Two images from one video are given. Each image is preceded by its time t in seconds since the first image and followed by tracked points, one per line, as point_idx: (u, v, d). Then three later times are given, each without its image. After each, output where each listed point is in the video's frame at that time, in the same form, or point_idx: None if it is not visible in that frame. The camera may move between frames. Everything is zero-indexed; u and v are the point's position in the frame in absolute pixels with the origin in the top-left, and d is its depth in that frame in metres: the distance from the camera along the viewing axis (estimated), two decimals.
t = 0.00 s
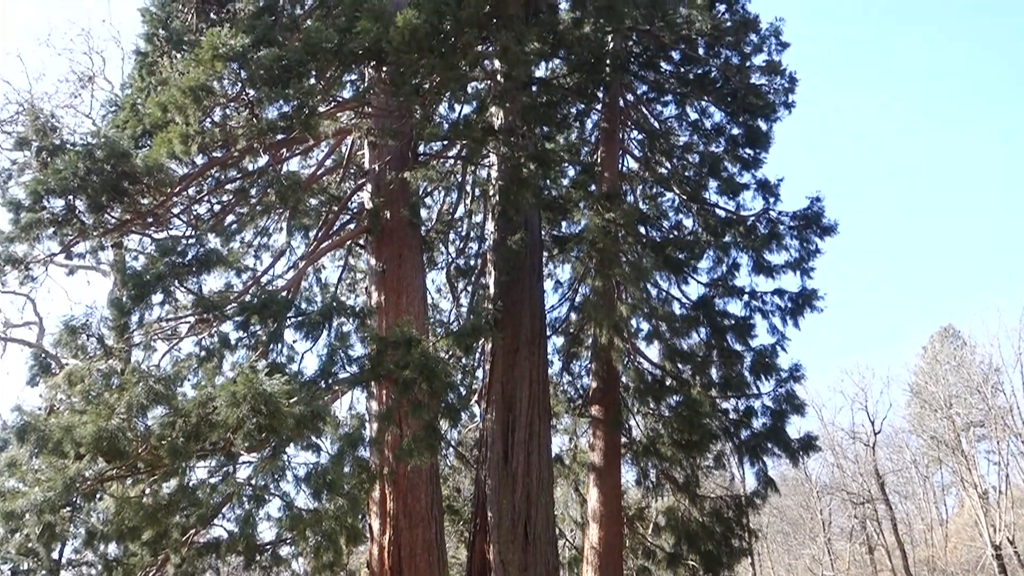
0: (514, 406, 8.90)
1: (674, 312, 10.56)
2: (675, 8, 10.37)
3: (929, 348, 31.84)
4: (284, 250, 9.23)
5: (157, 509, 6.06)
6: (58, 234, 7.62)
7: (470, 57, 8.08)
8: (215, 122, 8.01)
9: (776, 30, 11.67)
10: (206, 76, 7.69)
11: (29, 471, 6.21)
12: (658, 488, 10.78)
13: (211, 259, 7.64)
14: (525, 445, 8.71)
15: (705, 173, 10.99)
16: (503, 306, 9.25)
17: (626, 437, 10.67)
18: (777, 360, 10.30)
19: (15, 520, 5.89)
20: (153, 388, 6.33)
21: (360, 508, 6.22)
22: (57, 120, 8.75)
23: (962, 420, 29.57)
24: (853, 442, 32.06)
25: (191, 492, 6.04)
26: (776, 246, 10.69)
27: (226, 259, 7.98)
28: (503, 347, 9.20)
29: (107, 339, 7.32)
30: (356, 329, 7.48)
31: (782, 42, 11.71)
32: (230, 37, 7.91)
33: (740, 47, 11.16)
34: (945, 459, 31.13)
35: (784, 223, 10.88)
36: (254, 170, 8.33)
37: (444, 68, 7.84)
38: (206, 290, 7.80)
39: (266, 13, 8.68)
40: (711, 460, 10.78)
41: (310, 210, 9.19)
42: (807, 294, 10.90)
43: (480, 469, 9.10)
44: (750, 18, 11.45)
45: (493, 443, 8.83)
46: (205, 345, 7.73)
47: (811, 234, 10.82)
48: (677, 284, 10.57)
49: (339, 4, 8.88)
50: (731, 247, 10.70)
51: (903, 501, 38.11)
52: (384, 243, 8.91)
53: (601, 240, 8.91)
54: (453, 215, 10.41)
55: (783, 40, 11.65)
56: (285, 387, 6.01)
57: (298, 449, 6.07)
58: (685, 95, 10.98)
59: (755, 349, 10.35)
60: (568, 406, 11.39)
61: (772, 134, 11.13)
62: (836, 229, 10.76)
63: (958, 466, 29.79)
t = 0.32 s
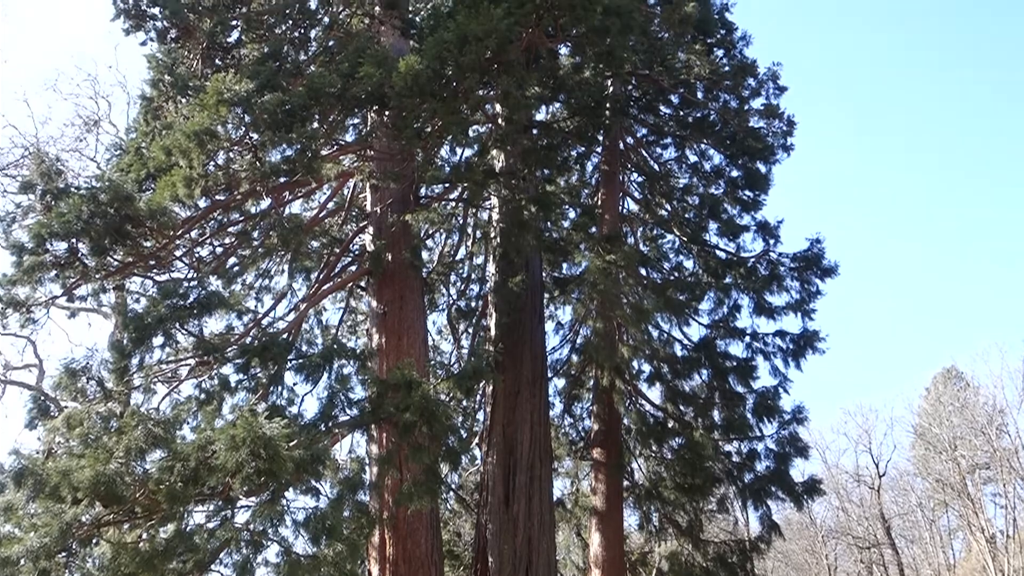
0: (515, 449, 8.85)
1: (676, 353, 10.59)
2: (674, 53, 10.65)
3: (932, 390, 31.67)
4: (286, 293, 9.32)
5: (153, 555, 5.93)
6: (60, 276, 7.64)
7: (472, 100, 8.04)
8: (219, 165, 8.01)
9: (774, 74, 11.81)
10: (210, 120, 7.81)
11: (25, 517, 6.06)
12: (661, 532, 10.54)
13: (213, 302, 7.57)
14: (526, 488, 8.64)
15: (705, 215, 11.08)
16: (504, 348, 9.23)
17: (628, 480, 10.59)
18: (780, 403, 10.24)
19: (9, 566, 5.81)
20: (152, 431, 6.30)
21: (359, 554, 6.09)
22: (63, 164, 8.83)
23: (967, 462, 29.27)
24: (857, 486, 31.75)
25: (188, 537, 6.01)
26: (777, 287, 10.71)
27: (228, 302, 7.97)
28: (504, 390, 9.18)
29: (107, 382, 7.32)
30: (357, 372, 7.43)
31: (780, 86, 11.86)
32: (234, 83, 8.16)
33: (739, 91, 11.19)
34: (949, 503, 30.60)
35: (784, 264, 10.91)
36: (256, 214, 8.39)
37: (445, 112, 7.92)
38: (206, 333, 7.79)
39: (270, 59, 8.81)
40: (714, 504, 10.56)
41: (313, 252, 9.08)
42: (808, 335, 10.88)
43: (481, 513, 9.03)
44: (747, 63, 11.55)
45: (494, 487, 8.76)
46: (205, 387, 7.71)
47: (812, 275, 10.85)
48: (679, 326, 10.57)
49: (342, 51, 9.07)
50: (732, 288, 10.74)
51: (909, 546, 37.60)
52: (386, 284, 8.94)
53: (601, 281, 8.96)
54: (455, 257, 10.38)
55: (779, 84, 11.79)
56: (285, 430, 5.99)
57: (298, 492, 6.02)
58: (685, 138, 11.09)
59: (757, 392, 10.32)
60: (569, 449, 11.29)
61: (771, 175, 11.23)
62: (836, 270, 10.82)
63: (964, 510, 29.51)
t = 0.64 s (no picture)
0: (517, 494, 8.76)
1: (679, 398, 10.47)
2: (675, 99, 10.59)
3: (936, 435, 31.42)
4: (288, 335, 9.36)
5: None
6: (63, 317, 7.63)
7: (475, 144, 8.12)
8: (223, 208, 8.04)
9: (774, 120, 11.92)
10: (215, 164, 7.82)
11: (19, 562, 5.89)
12: None
13: (214, 344, 7.58)
14: (527, 535, 8.53)
15: (706, 259, 11.06)
16: (506, 392, 9.19)
17: (631, 526, 10.47)
18: (784, 448, 10.17)
19: None
20: (150, 475, 6.27)
21: None
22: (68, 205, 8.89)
23: (974, 508, 28.74)
24: (863, 532, 31.34)
25: None
26: (779, 331, 10.69)
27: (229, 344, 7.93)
28: (505, 434, 9.12)
29: (106, 425, 7.25)
30: (357, 415, 7.41)
31: (781, 132, 11.95)
32: (240, 127, 8.21)
33: (740, 136, 11.23)
34: (957, 550, 29.93)
35: (787, 308, 10.90)
36: (260, 256, 8.42)
37: (449, 156, 7.98)
38: (206, 375, 7.77)
39: (276, 104, 8.92)
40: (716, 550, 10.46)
41: (315, 294, 9.05)
42: (811, 380, 10.83)
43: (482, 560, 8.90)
44: (748, 108, 11.70)
45: (495, 533, 8.65)
46: (204, 431, 7.63)
47: (815, 319, 10.83)
48: (681, 370, 10.50)
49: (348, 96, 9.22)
50: (735, 331, 10.67)
51: None
52: (387, 327, 8.94)
53: (604, 325, 8.93)
54: (457, 299, 10.34)
55: (780, 130, 11.89)
56: (285, 475, 5.92)
57: (296, 537, 5.93)
58: (686, 182, 11.18)
59: (761, 437, 10.22)
60: (570, 494, 11.21)
61: (772, 220, 11.28)
62: (839, 314, 10.81)
63: (972, 558, 28.98)
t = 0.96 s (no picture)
0: (519, 539, 8.73)
1: (682, 441, 10.40)
2: (674, 142, 10.74)
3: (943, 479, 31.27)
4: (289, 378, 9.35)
5: None
6: (63, 359, 7.61)
7: (477, 186, 8.17)
8: (226, 250, 8.05)
9: (774, 163, 12.01)
10: (219, 207, 7.90)
11: None
12: None
13: (214, 386, 7.52)
14: None
15: (708, 299, 10.97)
16: (507, 436, 9.18)
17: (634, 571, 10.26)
18: (789, 492, 10.03)
19: None
20: (147, 520, 6.24)
21: None
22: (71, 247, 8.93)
23: (983, 553, 28.33)
24: None
25: None
26: (782, 373, 10.64)
27: (229, 386, 7.91)
28: (506, 479, 9.08)
29: (104, 469, 7.20)
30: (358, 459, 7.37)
31: (781, 174, 12.02)
32: (244, 169, 8.28)
33: (740, 178, 11.38)
34: None
35: (790, 349, 10.87)
36: (261, 297, 8.40)
37: (451, 199, 8.02)
38: (206, 418, 7.73)
39: (279, 147, 9.02)
40: None
41: (316, 336, 8.94)
42: (815, 423, 10.76)
43: None
44: (747, 151, 11.80)
45: None
46: (203, 474, 7.58)
47: (817, 360, 10.80)
48: (684, 412, 10.41)
49: (351, 140, 9.33)
50: (737, 373, 10.64)
51: None
52: (388, 369, 8.94)
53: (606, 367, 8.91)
54: (458, 340, 10.30)
55: (779, 172, 11.96)
56: (283, 520, 5.87)
57: None
58: (686, 225, 11.18)
59: (765, 480, 10.11)
60: (574, 539, 11.07)
61: (772, 261, 11.31)
62: (842, 355, 10.78)
63: None
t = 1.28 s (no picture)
0: None
1: (683, 481, 10.29)
2: (674, 181, 10.79)
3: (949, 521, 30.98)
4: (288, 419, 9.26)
5: None
6: (61, 399, 7.58)
7: (477, 226, 8.22)
8: (226, 289, 8.05)
9: (773, 202, 12.07)
10: (220, 246, 7.92)
11: None
12: None
13: (213, 427, 7.41)
14: None
15: (708, 338, 11.04)
16: (507, 477, 9.15)
17: None
18: (792, 533, 9.93)
19: None
20: (143, 563, 6.44)
21: None
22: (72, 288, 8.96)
23: None
24: None
25: None
26: (784, 412, 10.59)
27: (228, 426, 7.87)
28: (507, 520, 9.01)
29: (100, 509, 7.15)
30: (357, 500, 7.27)
31: (779, 213, 12.08)
32: (246, 210, 8.33)
33: (739, 218, 11.42)
34: None
35: (791, 389, 10.82)
36: (261, 336, 8.40)
37: (452, 239, 8.06)
38: (204, 458, 7.66)
39: (281, 187, 9.07)
40: None
41: (316, 376, 8.94)
42: (818, 462, 10.68)
43: None
44: (746, 191, 11.85)
45: None
46: (200, 516, 7.51)
47: (819, 400, 10.77)
48: (686, 452, 10.30)
49: (352, 180, 9.39)
50: (738, 412, 10.57)
51: None
52: (387, 409, 8.90)
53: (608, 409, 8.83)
54: (458, 380, 10.27)
55: (779, 212, 12.02)
56: (281, 564, 5.80)
57: None
58: (686, 263, 11.21)
59: (769, 521, 10.02)
60: None
61: (772, 300, 11.32)
62: (844, 395, 10.75)
63: None
